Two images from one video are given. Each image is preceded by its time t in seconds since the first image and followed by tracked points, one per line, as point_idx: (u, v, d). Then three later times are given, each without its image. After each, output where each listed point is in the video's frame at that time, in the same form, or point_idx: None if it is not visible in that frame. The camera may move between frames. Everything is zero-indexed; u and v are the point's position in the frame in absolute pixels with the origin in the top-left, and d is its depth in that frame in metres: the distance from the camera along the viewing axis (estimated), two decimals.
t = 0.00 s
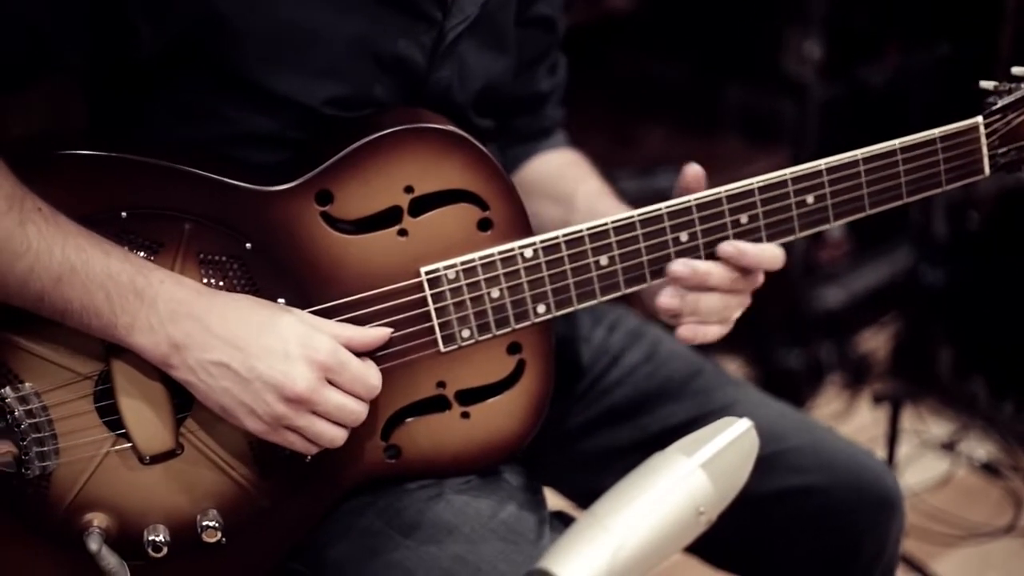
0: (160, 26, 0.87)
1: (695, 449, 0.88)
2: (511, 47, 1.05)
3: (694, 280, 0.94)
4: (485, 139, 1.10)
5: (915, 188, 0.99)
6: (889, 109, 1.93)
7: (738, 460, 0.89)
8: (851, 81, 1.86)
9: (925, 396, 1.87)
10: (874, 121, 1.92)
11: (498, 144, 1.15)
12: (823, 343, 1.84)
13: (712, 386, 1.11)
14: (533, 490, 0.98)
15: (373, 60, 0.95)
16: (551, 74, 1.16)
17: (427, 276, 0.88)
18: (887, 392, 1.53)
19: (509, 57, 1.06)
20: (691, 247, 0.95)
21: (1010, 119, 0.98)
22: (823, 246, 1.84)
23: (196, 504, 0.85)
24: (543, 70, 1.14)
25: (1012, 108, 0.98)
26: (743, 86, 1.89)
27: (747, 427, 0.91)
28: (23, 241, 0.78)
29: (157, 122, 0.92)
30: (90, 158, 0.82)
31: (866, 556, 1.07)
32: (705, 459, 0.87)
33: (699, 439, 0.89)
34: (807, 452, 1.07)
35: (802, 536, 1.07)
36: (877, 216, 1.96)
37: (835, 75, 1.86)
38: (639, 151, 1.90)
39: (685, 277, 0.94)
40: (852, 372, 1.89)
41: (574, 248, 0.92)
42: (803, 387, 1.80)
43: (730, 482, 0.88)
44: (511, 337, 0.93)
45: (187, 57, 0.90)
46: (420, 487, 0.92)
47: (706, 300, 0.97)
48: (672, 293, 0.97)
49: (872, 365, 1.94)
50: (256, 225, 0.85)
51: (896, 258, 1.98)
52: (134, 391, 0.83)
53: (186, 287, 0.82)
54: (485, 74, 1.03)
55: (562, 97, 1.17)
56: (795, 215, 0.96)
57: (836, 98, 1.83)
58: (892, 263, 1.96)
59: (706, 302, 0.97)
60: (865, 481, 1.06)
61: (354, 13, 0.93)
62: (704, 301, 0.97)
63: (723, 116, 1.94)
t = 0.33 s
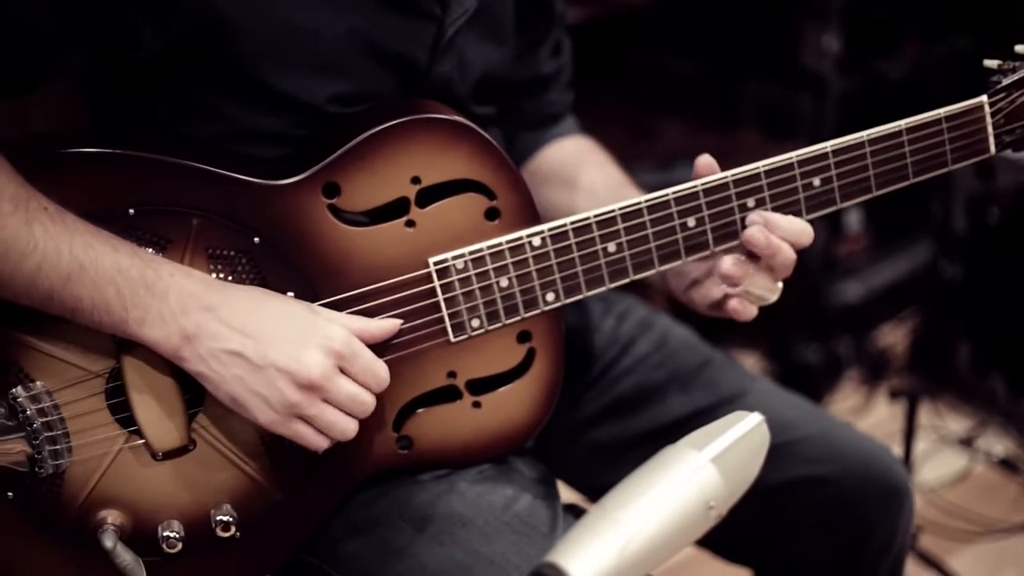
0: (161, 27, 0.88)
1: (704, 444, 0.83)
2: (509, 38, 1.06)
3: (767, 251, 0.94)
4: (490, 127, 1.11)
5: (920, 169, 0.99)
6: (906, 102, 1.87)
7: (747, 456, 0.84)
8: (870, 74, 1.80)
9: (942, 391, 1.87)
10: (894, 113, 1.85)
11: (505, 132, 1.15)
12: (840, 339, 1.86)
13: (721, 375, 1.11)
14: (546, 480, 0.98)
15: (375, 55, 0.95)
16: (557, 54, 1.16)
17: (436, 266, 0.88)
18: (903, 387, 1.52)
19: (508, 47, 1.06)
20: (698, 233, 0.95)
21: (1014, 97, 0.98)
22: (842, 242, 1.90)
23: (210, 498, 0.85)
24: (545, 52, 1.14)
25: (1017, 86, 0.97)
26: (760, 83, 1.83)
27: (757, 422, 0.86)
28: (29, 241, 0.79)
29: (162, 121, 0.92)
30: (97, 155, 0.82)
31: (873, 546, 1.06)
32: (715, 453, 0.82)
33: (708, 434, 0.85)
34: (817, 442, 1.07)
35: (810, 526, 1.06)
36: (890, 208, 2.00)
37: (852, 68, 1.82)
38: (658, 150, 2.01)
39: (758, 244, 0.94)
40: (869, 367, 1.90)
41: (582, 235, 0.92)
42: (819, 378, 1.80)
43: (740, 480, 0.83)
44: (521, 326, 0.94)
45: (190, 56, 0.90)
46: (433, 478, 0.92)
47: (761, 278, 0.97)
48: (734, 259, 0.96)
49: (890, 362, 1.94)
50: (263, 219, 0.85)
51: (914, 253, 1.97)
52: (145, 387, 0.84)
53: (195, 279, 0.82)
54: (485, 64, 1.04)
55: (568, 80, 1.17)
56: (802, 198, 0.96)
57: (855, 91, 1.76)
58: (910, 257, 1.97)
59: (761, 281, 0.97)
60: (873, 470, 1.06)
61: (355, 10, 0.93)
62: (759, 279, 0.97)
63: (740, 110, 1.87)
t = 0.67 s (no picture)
0: (164, 25, 0.88)
1: (717, 442, 0.82)
2: (517, 19, 1.07)
3: (737, 255, 0.91)
4: (500, 115, 1.11)
5: (932, 159, 1.00)
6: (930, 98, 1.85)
7: (760, 453, 0.83)
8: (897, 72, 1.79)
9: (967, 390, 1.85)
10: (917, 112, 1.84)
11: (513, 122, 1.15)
12: (865, 336, 1.85)
13: (736, 371, 1.10)
14: (560, 477, 0.99)
15: (381, 50, 0.96)
16: (558, 40, 1.15)
17: (449, 263, 0.88)
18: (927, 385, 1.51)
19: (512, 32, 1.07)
20: (711, 227, 0.95)
21: None
22: (868, 238, 1.92)
23: (226, 498, 0.85)
24: (549, 37, 1.13)
25: None
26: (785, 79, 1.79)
27: (771, 419, 0.85)
28: (42, 244, 0.79)
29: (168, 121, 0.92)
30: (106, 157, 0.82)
31: (891, 539, 1.05)
32: (728, 451, 0.81)
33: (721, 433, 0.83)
34: (834, 436, 1.06)
35: (829, 520, 1.05)
36: (914, 203, 2.04)
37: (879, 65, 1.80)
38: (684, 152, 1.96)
39: (728, 246, 0.91)
40: (895, 366, 1.90)
41: (595, 231, 0.91)
42: (846, 378, 1.82)
43: (754, 477, 0.82)
44: (534, 321, 0.94)
45: (196, 55, 0.90)
46: (449, 475, 0.92)
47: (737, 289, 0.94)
48: (717, 263, 0.92)
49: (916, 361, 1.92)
50: (275, 218, 0.85)
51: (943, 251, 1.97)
52: (161, 386, 0.84)
53: (209, 276, 0.82)
54: (490, 51, 1.05)
55: (574, 68, 1.16)
56: (814, 189, 0.96)
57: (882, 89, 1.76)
58: (938, 256, 1.95)
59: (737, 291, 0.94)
60: (888, 464, 1.05)
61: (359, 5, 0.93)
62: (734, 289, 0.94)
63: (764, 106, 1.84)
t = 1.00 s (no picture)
0: (177, 18, 0.88)
1: (743, 439, 0.77)
2: None
3: (754, 241, 0.92)
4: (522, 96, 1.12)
5: (953, 142, 1.02)
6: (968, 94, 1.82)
7: (789, 451, 0.78)
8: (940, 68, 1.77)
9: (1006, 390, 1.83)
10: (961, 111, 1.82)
11: (541, 98, 1.17)
12: (902, 335, 1.83)
13: (763, 366, 1.09)
14: (586, 471, 0.98)
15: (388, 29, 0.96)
16: (580, 12, 1.16)
17: (468, 252, 0.88)
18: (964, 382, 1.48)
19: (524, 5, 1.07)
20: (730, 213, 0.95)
21: None
22: (907, 237, 1.91)
23: (250, 490, 0.85)
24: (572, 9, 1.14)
25: None
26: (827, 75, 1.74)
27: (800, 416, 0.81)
28: (58, 243, 0.78)
29: (185, 115, 0.92)
30: (124, 154, 0.82)
31: (918, 538, 1.03)
32: (754, 449, 0.76)
33: (748, 429, 0.79)
34: (859, 431, 1.04)
35: (858, 517, 1.03)
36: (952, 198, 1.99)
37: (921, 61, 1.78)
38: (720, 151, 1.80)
39: (743, 232, 0.92)
40: (933, 365, 1.89)
41: (614, 217, 0.92)
42: (886, 378, 1.81)
43: (780, 475, 0.77)
44: (556, 308, 0.94)
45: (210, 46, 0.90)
46: (473, 466, 0.92)
47: (756, 275, 0.94)
48: (732, 249, 0.93)
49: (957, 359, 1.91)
50: (294, 210, 0.85)
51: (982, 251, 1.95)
52: (184, 378, 0.84)
53: (229, 271, 0.82)
54: (504, 26, 1.05)
55: (598, 34, 1.18)
56: (834, 174, 0.97)
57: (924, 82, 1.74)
58: (979, 256, 1.94)
59: (756, 277, 0.94)
60: (914, 457, 1.03)
61: None
62: (753, 276, 0.94)
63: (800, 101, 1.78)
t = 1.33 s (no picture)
0: None
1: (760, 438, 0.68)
2: None
3: (773, 231, 0.92)
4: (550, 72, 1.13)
5: (974, 140, 1.06)
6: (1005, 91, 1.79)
7: (811, 451, 0.69)
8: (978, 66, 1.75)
9: None
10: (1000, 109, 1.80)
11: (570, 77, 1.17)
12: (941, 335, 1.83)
13: (789, 365, 1.08)
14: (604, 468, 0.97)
15: None
16: None
17: (490, 237, 0.88)
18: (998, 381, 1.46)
19: None
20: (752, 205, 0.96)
21: None
22: (943, 236, 1.87)
23: (266, 474, 0.85)
24: None
25: None
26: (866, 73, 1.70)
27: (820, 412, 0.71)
28: (84, 213, 0.78)
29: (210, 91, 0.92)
30: (149, 128, 0.82)
31: (944, 543, 1.01)
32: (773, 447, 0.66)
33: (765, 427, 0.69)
34: (885, 433, 1.02)
35: (883, 520, 1.02)
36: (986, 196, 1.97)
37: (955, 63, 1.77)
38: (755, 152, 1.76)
39: (764, 222, 0.92)
40: (967, 364, 1.91)
41: (636, 206, 0.92)
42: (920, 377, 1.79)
43: (800, 476, 0.67)
44: (577, 298, 0.94)
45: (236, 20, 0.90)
46: (492, 462, 0.91)
47: (776, 270, 0.95)
48: (751, 244, 0.93)
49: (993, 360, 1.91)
50: (318, 190, 0.85)
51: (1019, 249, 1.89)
52: (206, 354, 0.83)
53: (252, 246, 0.82)
54: None
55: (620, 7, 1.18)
56: (857, 168, 0.99)
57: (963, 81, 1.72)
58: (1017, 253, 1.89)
59: (776, 272, 0.95)
60: (940, 460, 1.01)
61: None
62: (773, 270, 0.95)
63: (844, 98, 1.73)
